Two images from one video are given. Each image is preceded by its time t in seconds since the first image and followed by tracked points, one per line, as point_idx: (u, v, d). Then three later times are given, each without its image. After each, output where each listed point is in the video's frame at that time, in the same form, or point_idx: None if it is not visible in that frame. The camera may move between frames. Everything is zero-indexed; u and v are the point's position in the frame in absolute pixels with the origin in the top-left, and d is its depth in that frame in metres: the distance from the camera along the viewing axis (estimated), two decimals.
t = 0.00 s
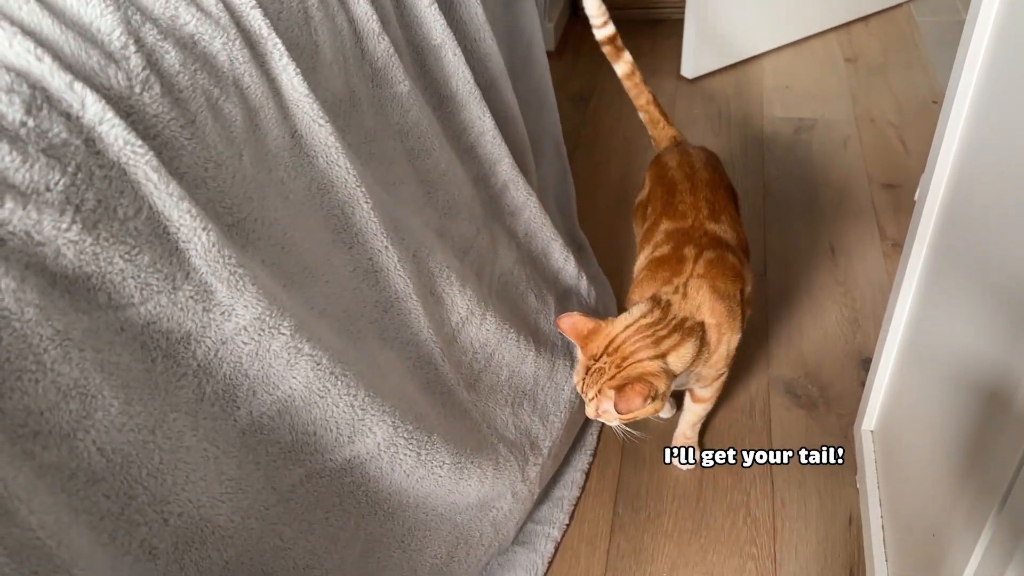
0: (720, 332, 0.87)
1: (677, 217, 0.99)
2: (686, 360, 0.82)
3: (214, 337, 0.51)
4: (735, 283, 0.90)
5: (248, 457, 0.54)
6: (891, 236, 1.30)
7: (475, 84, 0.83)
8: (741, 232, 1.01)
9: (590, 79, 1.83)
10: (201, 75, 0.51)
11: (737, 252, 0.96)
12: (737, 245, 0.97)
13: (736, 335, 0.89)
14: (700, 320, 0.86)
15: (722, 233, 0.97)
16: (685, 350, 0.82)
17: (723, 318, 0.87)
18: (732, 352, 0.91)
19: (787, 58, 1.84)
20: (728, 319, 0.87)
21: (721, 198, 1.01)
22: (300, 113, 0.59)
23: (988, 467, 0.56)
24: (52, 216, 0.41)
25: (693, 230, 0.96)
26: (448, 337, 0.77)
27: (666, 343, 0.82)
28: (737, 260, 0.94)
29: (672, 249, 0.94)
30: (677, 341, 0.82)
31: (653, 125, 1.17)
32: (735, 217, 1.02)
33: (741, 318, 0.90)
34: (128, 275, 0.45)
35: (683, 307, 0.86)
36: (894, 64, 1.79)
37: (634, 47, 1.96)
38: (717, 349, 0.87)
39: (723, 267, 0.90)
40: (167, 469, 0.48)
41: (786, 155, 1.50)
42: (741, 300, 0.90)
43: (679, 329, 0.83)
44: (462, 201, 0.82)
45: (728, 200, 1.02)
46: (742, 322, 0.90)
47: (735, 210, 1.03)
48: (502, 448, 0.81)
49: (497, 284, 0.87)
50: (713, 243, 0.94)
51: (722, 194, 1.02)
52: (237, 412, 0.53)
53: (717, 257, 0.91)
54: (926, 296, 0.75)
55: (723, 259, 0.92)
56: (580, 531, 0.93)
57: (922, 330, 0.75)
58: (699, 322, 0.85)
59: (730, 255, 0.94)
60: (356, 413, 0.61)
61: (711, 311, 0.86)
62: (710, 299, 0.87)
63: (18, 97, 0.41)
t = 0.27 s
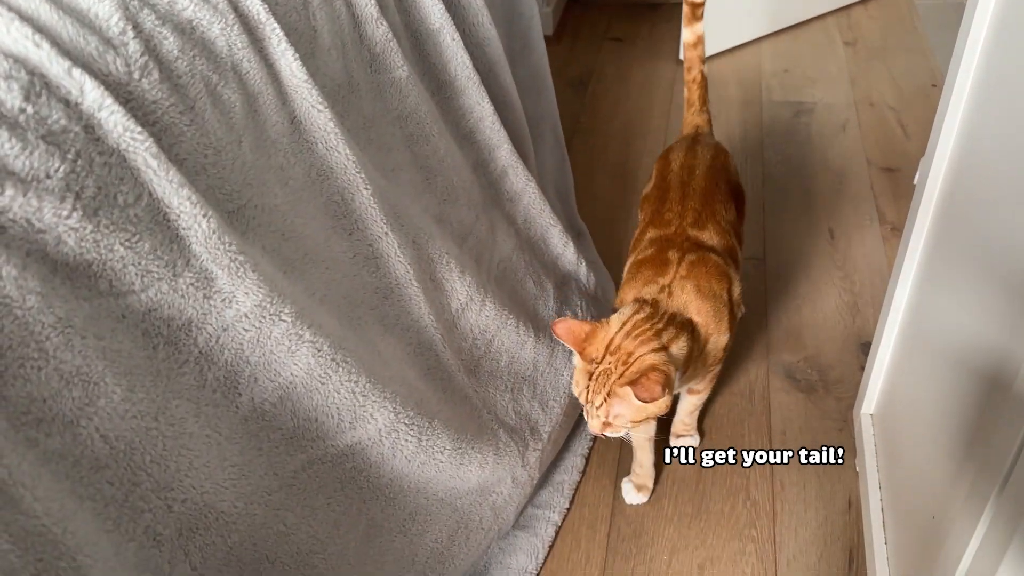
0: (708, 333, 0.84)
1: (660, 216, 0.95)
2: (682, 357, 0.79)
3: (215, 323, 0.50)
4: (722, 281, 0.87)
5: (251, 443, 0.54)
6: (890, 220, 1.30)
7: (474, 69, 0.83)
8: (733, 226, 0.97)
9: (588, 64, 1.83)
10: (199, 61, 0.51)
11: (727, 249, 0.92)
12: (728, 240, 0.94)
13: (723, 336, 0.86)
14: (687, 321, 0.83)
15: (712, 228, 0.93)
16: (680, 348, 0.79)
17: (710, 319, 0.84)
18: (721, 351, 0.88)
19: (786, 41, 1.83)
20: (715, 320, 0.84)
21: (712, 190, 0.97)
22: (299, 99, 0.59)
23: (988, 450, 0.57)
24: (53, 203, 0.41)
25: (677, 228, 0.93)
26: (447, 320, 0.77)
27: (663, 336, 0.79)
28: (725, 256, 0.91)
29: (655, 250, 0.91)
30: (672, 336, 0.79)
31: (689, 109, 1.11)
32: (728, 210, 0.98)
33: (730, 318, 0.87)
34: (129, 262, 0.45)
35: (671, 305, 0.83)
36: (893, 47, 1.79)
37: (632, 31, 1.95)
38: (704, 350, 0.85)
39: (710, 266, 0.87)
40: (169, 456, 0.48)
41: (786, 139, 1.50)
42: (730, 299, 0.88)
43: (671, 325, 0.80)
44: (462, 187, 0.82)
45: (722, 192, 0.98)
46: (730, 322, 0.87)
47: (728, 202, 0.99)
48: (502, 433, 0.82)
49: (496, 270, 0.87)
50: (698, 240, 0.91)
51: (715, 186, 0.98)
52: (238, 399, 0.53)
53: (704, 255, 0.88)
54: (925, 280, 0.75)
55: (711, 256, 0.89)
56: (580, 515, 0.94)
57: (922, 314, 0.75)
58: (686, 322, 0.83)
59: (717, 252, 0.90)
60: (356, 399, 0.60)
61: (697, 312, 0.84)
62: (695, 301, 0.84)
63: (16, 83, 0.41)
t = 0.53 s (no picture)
0: (702, 338, 0.84)
1: (662, 213, 0.94)
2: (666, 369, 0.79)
3: (214, 311, 0.51)
4: (720, 285, 0.86)
5: (250, 431, 0.54)
6: (889, 206, 1.30)
7: (471, 55, 0.83)
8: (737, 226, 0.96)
9: (587, 50, 1.82)
10: (197, 49, 0.51)
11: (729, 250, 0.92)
12: (730, 241, 0.93)
13: (719, 340, 0.86)
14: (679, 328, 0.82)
15: (715, 227, 0.92)
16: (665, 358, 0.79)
17: (705, 324, 0.83)
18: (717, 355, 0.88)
19: (785, 27, 1.83)
20: (709, 325, 0.84)
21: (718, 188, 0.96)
22: (296, 87, 0.59)
23: (986, 436, 0.57)
24: (51, 192, 0.41)
25: (678, 227, 0.92)
26: (445, 308, 0.77)
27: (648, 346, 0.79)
28: (726, 258, 0.90)
29: (654, 248, 0.90)
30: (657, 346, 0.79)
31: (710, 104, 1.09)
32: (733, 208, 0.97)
33: (727, 321, 0.87)
34: (127, 250, 0.45)
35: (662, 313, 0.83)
36: (893, 32, 1.78)
37: (631, 17, 1.95)
38: (697, 354, 0.84)
39: (710, 269, 0.86)
40: (170, 444, 0.48)
41: (785, 125, 1.50)
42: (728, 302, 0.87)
43: (658, 335, 0.80)
44: (459, 174, 0.81)
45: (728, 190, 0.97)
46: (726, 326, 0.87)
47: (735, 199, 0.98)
48: (501, 420, 0.82)
49: (493, 258, 0.87)
50: (700, 239, 0.90)
51: (722, 184, 0.97)
52: (237, 386, 0.53)
53: (704, 257, 0.87)
54: (924, 265, 0.75)
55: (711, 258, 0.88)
56: (580, 501, 0.94)
57: (921, 299, 0.75)
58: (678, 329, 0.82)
59: (719, 253, 0.89)
60: (355, 387, 0.61)
61: (691, 317, 0.83)
62: (689, 307, 0.83)
63: (13, 72, 0.41)
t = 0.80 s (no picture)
0: (699, 330, 0.83)
1: (672, 203, 0.94)
2: (641, 357, 0.79)
3: (210, 305, 0.51)
4: (725, 279, 0.85)
5: (246, 423, 0.55)
6: (886, 199, 1.30)
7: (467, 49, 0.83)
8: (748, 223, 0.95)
9: (585, 43, 1.82)
10: (192, 44, 0.51)
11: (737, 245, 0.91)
12: (738, 237, 0.92)
13: (717, 334, 0.85)
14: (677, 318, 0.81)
15: (723, 222, 0.91)
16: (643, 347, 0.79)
17: (705, 316, 0.83)
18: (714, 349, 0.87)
19: (784, 19, 1.83)
20: (710, 318, 0.83)
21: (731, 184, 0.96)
22: (291, 81, 0.59)
23: (979, 427, 0.57)
24: (47, 186, 0.41)
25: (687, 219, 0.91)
26: (440, 301, 0.78)
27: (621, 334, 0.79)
28: (732, 251, 0.89)
29: (660, 238, 0.90)
30: (636, 334, 0.79)
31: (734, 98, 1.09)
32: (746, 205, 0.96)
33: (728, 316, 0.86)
34: (123, 245, 0.45)
35: (659, 301, 0.82)
36: (891, 25, 1.78)
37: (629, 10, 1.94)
38: (694, 347, 0.83)
39: (716, 262, 0.86)
40: (167, 437, 0.48)
41: (783, 117, 1.50)
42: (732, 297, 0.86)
43: (643, 322, 0.80)
44: (455, 167, 0.82)
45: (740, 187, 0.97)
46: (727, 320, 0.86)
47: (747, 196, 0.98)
48: (497, 413, 0.82)
49: (489, 252, 0.87)
50: (707, 231, 0.89)
51: (735, 178, 0.97)
52: (233, 379, 0.54)
53: (710, 249, 0.87)
54: (919, 257, 0.75)
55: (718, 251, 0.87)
56: (577, 493, 0.95)
57: (916, 291, 0.75)
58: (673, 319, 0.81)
59: (726, 247, 0.89)
60: (350, 380, 0.61)
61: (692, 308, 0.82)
62: (690, 297, 0.82)
63: (8, 67, 0.41)
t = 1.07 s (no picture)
0: (696, 311, 0.82)
1: (690, 186, 0.94)
2: (609, 304, 0.82)
3: (206, 302, 0.51)
4: (733, 262, 0.83)
5: (243, 421, 0.55)
6: (884, 196, 1.30)
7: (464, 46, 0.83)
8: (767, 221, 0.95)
9: (583, 40, 1.82)
10: (187, 41, 0.51)
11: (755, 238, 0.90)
12: (754, 228, 0.91)
13: (720, 320, 0.83)
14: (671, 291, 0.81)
15: (739, 210, 0.90)
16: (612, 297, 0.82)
17: (706, 298, 0.81)
18: (716, 336, 0.85)
19: (781, 16, 1.83)
20: (711, 301, 0.82)
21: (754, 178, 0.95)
22: (287, 78, 0.59)
23: (976, 423, 0.57)
24: (41, 183, 0.41)
25: (702, 203, 0.91)
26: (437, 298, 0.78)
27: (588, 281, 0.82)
28: (745, 236, 0.89)
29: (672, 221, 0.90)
30: (608, 286, 0.81)
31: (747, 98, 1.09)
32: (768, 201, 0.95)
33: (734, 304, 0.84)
34: (118, 242, 0.45)
35: (654, 264, 0.82)
36: (889, 22, 1.78)
37: (627, 8, 1.94)
38: (687, 327, 0.83)
39: (726, 244, 0.85)
40: (162, 435, 0.48)
41: (780, 115, 1.50)
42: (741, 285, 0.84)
43: (625, 277, 0.81)
44: (452, 164, 0.82)
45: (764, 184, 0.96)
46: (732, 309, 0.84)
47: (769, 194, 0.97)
48: (495, 411, 0.82)
49: (486, 249, 0.87)
50: (720, 216, 0.89)
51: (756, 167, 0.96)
52: (229, 377, 0.54)
53: (723, 232, 0.86)
54: (916, 254, 0.75)
55: (731, 237, 0.86)
56: (574, 490, 0.95)
57: (913, 287, 0.75)
58: (662, 289, 0.81)
59: (740, 232, 0.88)
60: (347, 377, 0.61)
61: (689, 286, 0.81)
62: (691, 274, 0.81)
63: (2, 63, 0.41)
